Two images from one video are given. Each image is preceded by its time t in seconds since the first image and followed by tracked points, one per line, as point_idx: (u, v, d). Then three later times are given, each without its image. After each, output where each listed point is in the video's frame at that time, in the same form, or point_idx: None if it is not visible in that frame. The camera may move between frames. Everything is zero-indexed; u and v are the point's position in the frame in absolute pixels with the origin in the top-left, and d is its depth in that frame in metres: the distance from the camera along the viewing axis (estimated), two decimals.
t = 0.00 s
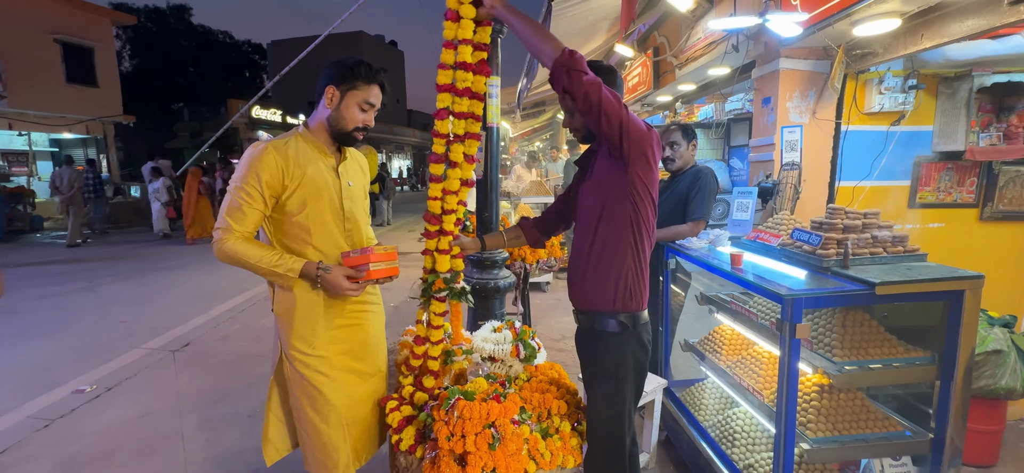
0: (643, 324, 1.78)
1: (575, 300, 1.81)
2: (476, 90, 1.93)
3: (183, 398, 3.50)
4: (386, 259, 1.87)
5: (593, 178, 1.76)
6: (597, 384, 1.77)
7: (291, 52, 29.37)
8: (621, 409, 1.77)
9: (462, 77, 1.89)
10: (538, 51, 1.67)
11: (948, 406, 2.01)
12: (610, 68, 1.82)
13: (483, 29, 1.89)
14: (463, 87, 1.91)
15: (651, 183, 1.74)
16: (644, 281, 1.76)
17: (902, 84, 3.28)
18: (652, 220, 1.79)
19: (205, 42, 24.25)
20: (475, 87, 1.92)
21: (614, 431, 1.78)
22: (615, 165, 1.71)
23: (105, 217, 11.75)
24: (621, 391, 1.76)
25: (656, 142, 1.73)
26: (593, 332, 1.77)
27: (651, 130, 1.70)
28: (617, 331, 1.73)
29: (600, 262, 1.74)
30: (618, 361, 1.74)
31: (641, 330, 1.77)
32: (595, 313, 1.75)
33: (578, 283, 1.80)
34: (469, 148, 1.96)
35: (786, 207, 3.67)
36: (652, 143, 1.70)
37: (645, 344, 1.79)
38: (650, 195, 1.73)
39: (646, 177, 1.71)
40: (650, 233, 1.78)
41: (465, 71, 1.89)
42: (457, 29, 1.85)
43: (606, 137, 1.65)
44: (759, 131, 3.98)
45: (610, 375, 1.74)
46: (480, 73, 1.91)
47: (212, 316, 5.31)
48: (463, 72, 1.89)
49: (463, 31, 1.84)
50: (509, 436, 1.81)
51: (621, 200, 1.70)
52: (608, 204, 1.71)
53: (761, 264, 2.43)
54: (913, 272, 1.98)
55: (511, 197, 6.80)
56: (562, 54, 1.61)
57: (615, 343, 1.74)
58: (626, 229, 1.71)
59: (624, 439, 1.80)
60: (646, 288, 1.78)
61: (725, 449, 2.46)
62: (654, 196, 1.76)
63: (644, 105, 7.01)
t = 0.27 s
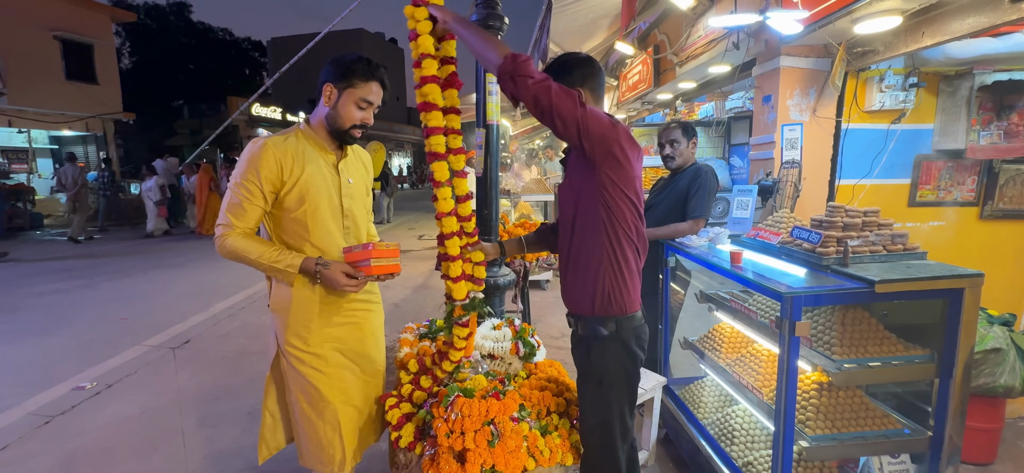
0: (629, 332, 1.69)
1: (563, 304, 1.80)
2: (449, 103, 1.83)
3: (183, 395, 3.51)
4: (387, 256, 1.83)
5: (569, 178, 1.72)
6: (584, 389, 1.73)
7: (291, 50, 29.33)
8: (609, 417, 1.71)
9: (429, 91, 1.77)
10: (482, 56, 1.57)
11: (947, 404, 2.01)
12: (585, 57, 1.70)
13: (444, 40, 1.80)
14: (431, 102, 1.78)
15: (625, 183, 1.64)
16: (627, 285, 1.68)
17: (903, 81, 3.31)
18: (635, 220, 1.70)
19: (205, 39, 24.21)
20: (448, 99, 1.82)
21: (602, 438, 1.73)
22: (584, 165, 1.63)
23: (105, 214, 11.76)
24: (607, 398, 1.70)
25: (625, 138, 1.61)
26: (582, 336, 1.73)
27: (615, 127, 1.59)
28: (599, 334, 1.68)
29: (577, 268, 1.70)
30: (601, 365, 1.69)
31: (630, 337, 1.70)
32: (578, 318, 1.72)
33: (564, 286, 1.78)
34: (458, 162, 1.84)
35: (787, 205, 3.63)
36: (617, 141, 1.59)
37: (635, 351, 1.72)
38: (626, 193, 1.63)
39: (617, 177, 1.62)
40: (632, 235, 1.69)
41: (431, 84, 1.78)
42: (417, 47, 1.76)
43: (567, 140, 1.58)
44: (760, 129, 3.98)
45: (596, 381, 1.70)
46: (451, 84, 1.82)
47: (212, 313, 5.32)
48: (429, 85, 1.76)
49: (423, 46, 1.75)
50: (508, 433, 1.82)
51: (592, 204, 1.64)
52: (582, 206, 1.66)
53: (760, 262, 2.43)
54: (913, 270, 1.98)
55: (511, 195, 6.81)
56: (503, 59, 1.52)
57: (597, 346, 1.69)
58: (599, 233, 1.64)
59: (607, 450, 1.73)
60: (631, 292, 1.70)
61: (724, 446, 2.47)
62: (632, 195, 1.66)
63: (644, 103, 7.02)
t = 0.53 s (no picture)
0: (613, 337, 1.68)
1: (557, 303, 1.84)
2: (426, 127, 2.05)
3: (183, 391, 3.51)
4: (388, 249, 1.82)
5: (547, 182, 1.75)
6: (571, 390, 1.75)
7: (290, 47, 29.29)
8: (598, 420, 1.71)
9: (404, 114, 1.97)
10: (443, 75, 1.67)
11: (944, 403, 2.01)
12: (565, 52, 1.68)
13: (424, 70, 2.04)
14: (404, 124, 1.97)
15: (597, 186, 1.61)
16: (607, 290, 1.66)
17: (902, 80, 3.31)
18: (617, 222, 1.66)
19: (205, 36, 24.17)
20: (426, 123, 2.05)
21: (590, 441, 1.73)
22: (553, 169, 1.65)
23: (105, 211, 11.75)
24: (594, 401, 1.70)
25: (591, 140, 1.57)
26: (572, 338, 1.75)
27: (579, 130, 1.56)
28: (584, 336, 1.70)
29: (560, 272, 1.74)
30: (585, 368, 1.70)
31: (617, 342, 1.69)
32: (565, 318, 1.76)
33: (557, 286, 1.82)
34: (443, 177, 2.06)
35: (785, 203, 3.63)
36: (581, 144, 1.56)
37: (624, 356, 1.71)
38: (597, 191, 1.61)
39: (587, 181, 1.60)
40: (612, 238, 1.66)
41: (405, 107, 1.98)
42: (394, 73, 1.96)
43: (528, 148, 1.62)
44: (760, 127, 3.98)
45: (582, 383, 1.71)
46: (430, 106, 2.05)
47: (211, 310, 5.32)
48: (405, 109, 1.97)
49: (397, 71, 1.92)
50: (506, 431, 1.82)
51: (567, 209, 1.65)
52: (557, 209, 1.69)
53: (760, 260, 2.43)
54: (912, 268, 1.98)
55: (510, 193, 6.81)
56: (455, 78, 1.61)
57: (582, 348, 1.71)
58: (574, 238, 1.65)
59: (595, 453, 1.73)
60: (614, 296, 1.67)
61: (723, 444, 2.48)
62: (609, 197, 1.62)
63: (643, 101, 7.02)
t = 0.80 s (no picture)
0: (603, 336, 1.67)
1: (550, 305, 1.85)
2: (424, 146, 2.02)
3: (182, 388, 3.51)
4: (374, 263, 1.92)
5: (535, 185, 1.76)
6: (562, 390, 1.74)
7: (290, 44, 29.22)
8: (589, 420, 1.70)
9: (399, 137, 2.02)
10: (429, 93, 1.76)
11: (943, 402, 2.00)
12: (551, 48, 1.68)
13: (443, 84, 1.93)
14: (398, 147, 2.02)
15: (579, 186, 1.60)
16: (594, 291, 1.65)
17: (903, 78, 3.32)
18: (602, 222, 1.64)
19: (204, 33, 24.10)
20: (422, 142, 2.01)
21: (581, 441, 1.72)
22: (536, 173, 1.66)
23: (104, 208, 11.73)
24: (586, 401, 1.69)
25: (569, 141, 1.56)
26: (563, 338, 1.74)
27: (557, 132, 1.56)
28: (574, 334, 1.69)
29: (549, 272, 1.76)
30: (574, 367, 1.68)
31: (608, 342, 1.68)
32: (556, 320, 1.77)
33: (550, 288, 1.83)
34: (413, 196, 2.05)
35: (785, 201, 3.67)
36: (559, 145, 1.55)
37: (614, 356, 1.70)
38: (580, 190, 1.60)
39: (569, 182, 1.60)
40: (597, 239, 1.64)
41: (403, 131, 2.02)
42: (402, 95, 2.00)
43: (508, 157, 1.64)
44: (760, 125, 3.97)
45: (572, 383, 1.70)
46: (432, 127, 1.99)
47: (211, 307, 5.31)
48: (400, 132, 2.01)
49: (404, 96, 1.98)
50: (506, 428, 1.82)
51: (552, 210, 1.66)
52: (543, 212, 1.69)
53: (760, 257, 2.42)
54: (912, 266, 1.98)
55: (510, 191, 6.81)
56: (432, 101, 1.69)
57: (571, 347, 1.70)
58: (558, 239, 1.66)
59: (585, 451, 1.72)
60: (601, 298, 1.66)
61: (722, 442, 2.48)
62: (593, 197, 1.61)
63: (643, 99, 7.01)
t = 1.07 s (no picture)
0: (601, 337, 1.67)
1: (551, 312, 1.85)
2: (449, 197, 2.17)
3: (183, 387, 3.51)
4: (353, 266, 1.84)
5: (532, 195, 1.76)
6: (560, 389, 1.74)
7: (290, 43, 29.21)
8: (587, 420, 1.70)
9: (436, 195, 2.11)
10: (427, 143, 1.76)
11: (944, 402, 2.00)
12: (542, 51, 1.68)
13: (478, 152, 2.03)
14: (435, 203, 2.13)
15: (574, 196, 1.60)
16: (594, 297, 1.65)
17: (905, 78, 3.30)
18: (600, 230, 1.64)
19: (205, 32, 24.10)
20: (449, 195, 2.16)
21: (579, 440, 1.72)
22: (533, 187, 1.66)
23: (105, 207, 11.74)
24: (584, 401, 1.69)
25: (563, 152, 1.55)
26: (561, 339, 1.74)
27: (550, 144, 1.54)
28: (571, 335, 1.70)
29: (549, 278, 1.76)
30: (571, 367, 1.69)
31: (606, 342, 1.68)
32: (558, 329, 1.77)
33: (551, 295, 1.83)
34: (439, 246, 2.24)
35: (786, 201, 3.66)
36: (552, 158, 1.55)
37: (612, 356, 1.70)
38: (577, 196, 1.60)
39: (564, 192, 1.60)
40: (596, 247, 1.64)
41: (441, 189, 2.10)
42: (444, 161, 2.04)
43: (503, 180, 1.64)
44: (762, 124, 3.96)
45: (570, 383, 1.70)
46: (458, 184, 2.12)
47: (212, 306, 5.32)
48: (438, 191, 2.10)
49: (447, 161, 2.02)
50: (506, 426, 1.81)
51: (550, 218, 1.67)
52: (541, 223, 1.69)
53: (761, 257, 2.42)
54: (913, 266, 1.98)
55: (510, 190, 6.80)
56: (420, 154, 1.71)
57: (569, 347, 1.70)
58: (556, 248, 1.66)
59: (583, 450, 1.72)
60: (601, 304, 1.65)
61: (723, 441, 2.48)
62: (589, 205, 1.60)
63: (644, 98, 7.00)
